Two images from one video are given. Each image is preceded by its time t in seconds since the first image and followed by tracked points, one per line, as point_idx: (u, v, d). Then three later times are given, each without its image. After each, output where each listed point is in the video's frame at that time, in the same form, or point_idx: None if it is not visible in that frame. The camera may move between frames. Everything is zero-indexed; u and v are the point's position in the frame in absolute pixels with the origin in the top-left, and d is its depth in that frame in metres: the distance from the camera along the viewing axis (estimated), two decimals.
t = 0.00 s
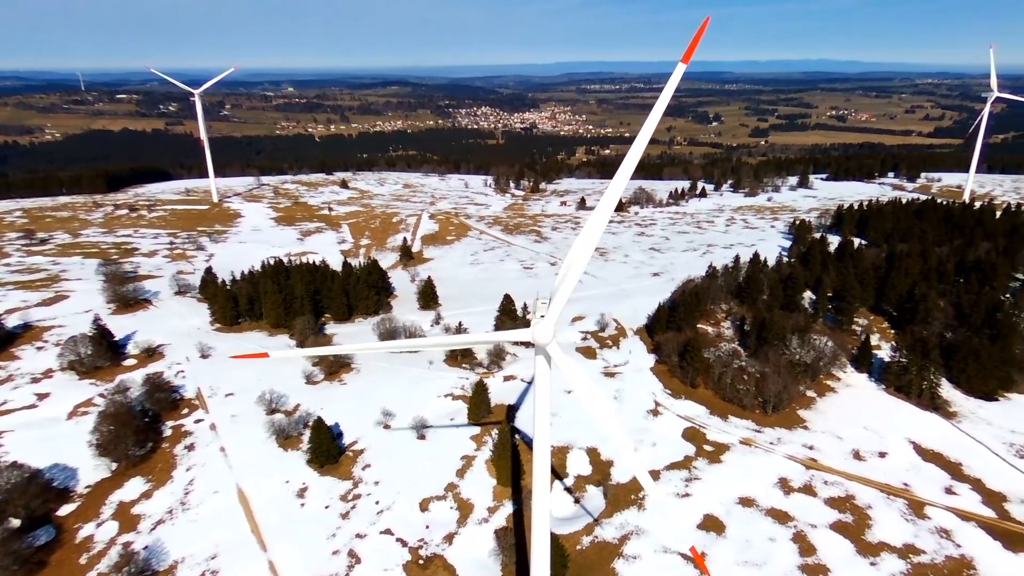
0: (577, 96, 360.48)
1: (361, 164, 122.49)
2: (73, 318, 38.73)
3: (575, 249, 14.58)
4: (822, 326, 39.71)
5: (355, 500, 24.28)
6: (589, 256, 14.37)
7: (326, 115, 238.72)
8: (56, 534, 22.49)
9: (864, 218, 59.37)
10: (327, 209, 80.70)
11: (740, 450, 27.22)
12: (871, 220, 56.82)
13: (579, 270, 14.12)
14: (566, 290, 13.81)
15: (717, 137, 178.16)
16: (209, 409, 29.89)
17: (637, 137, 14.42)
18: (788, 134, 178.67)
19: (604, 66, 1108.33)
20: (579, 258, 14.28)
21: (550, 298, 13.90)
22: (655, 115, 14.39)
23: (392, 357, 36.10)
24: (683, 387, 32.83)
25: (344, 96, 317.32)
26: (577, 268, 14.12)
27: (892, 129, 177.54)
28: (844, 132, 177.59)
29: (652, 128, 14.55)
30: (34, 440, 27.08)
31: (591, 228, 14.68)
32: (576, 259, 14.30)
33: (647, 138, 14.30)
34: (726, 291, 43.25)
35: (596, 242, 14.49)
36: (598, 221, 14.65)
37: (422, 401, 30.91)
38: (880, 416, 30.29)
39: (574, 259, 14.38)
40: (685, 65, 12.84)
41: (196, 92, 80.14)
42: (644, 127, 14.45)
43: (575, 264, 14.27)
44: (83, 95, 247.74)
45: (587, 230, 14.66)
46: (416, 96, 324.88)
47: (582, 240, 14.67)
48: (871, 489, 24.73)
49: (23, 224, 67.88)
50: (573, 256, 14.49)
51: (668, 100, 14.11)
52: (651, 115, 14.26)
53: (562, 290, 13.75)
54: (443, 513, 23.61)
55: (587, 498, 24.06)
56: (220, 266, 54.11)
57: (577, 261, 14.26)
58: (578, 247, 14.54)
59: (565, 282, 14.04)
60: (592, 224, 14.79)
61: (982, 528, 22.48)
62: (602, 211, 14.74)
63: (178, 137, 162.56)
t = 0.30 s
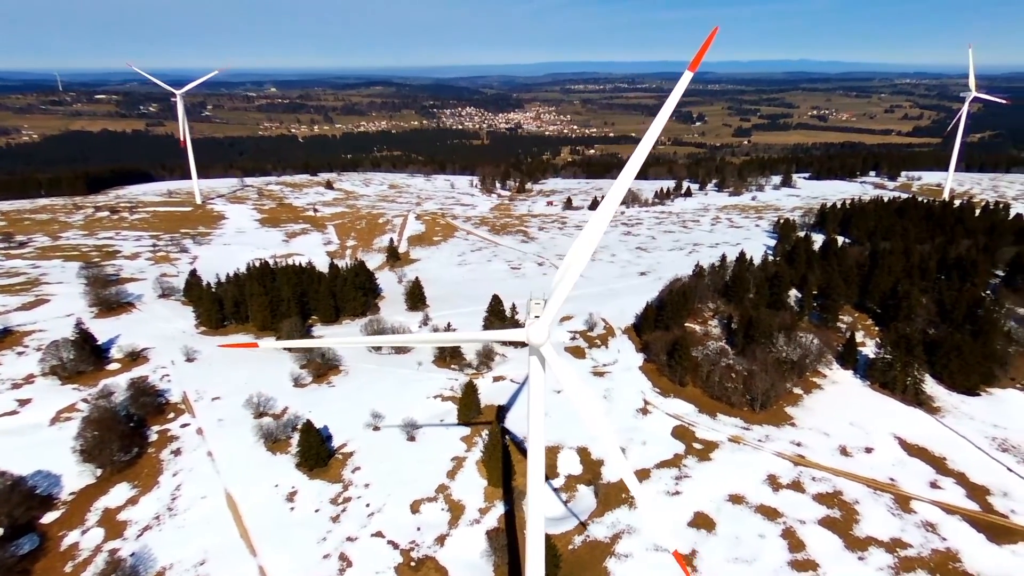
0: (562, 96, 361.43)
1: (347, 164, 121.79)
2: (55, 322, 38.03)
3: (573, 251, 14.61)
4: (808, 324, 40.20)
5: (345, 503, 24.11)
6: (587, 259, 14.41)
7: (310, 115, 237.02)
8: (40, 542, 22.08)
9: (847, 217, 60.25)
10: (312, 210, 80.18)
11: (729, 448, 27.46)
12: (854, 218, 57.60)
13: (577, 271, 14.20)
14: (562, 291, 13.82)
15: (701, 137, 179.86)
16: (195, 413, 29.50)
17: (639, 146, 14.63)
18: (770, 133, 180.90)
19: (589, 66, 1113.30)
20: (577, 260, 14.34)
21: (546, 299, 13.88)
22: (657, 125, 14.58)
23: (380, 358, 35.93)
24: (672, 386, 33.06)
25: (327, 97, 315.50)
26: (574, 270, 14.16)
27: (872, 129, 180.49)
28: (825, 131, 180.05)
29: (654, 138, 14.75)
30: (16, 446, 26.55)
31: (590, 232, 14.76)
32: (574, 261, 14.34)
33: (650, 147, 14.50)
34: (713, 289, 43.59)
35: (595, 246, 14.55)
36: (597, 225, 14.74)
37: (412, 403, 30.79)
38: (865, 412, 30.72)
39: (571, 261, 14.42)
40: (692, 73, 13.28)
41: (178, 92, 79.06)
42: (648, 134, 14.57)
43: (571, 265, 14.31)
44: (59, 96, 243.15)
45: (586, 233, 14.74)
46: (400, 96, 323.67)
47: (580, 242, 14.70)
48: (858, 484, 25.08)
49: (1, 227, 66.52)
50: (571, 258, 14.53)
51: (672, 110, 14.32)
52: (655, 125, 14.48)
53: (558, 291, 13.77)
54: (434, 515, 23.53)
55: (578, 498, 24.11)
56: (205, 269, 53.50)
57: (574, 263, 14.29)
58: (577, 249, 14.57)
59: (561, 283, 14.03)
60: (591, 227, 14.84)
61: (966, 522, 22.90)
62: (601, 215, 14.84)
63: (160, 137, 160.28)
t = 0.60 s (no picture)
0: (547, 96, 362.05)
1: (332, 165, 120.96)
2: (36, 326, 37.38)
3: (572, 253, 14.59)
4: (794, 321, 40.63)
5: (336, 506, 23.95)
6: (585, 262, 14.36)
7: (293, 115, 235.16)
8: (25, 550, 21.70)
9: (831, 215, 60.98)
10: (298, 211, 79.59)
11: (719, 446, 27.68)
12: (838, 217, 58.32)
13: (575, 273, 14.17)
14: (559, 292, 13.80)
15: (685, 136, 181.17)
16: (182, 417, 29.14)
17: (644, 151, 14.53)
18: (753, 133, 182.73)
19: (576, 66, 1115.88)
20: (575, 263, 14.28)
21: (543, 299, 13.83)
22: (664, 129, 14.39)
23: (369, 360, 35.74)
24: (662, 384, 33.25)
25: (311, 97, 313.39)
26: (572, 272, 14.11)
27: (853, 128, 182.91)
28: (807, 131, 182.20)
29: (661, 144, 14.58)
30: None
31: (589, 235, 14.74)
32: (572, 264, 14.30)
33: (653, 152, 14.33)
34: (700, 288, 43.87)
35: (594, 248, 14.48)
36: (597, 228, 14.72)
37: (402, 404, 30.65)
38: (852, 408, 31.11)
39: (570, 264, 14.38)
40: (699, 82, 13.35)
41: (160, 92, 78.01)
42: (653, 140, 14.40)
43: (569, 269, 14.28)
44: (36, 95, 238.74)
45: (586, 235, 14.69)
46: (386, 96, 322.29)
47: (580, 244, 14.61)
48: (846, 479, 25.41)
49: None
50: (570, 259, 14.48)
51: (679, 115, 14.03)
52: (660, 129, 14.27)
53: (555, 293, 13.74)
54: (426, 516, 23.45)
55: (570, 497, 24.15)
56: (190, 271, 52.89)
57: (572, 266, 14.26)
58: (575, 252, 14.51)
59: (558, 285, 14.01)
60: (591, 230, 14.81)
61: (952, 515, 23.28)
62: (602, 218, 14.78)
63: (140, 138, 157.96)
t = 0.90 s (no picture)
0: (534, 96, 362.30)
1: (318, 165, 120.08)
2: (19, 331, 36.74)
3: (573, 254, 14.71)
4: (782, 319, 41.02)
5: (328, 509, 23.78)
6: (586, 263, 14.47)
7: (277, 116, 233.27)
8: (10, 558, 21.31)
9: (816, 214, 61.64)
10: (284, 212, 78.98)
11: (710, 443, 27.88)
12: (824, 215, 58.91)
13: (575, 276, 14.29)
14: (557, 294, 13.76)
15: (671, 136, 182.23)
16: (170, 421, 28.78)
17: (649, 157, 15.08)
18: (738, 132, 184.20)
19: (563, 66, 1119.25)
20: (576, 264, 14.45)
21: (540, 300, 13.74)
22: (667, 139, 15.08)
23: (359, 361, 35.56)
24: (652, 383, 33.41)
25: (296, 97, 311.04)
26: (571, 274, 14.26)
27: (836, 127, 184.85)
28: (790, 130, 183.98)
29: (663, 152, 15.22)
30: None
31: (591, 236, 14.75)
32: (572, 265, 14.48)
33: (659, 158, 14.99)
34: (689, 287, 44.13)
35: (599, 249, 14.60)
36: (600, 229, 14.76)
37: (393, 405, 30.53)
38: (840, 405, 31.48)
39: (570, 265, 14.57)
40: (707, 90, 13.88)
41: (143, 92, 76.97)
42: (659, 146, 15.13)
43: (568, 271, 14.39)
44: (15, 96, 234.55)
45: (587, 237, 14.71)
46: (372, 96, 320.58)
47: (582, 244, 14.62)
48: (835, 475, 25.70)
49: None
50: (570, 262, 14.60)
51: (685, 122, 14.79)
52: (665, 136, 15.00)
53: (554, 294, 13.68)
54: (418, 518, 23.38)
55: (562, 497, 24.19)
56: (176, 273, 52.30)
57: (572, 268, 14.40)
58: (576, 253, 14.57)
59: (556, 287, 14.00)
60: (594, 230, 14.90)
61: (939, 509, 23.63)
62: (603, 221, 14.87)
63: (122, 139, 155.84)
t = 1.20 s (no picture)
0: (520, 96, 362.24)
1: (304, 166, 119.17)
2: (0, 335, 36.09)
3: (574, 255, 14.79)
4: (770, 316, 41.44)
5: (319, 512, 23.63)
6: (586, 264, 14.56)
7: (261, 116, 231.01)
8: None
9: (801, 212, 62.31)
10: (270, 213, 78.27)
11: (700, 441, 28.08)
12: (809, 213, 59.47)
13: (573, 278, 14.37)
14: (556, 295, 13.69)
15: (657, 135, 183.19)
16: (158, 426, 28.42)
17: (655, 162, 15.46)
18: (722, 131, 185.61)
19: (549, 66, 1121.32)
20: (574, 266, 14.54)
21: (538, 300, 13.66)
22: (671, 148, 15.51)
23: (349, 362, 35.35)
24: (642, 381, 33.57)
25: (280, 98, 308.39)
26: (570, 275, 14.29)
27: (819, 126, 186.99)
28: (773, 129, 185.81)
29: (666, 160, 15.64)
30: None
31: (592, 239, 14.88)
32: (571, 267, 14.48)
33: (663, 166, 15.48)
34: (678, 285, 44.41)
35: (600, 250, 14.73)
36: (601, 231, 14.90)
37: (384, 407, 30.36)
38: (828, 400, 31.87)
39: (569, 266, 14.63)
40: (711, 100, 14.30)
41: (125, 92, 75.78)
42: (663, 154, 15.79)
43: (568, 272, 14.45)
44: None
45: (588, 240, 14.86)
46: (357, 96, 318.52)
47: (583, 247, 14.78)
48: (824, 471, 25.99)
49: None
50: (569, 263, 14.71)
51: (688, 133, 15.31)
52: (669, 144, 15.57)
53: (552, 294, 13.60)
54: (411, 520, 23.29)
55: (555, 497, 24.22)
56: (161, 276, 51.65)
57: (571, 270, 14.49)
58: (577, 255, 14.70)
59: (554, 288, 13.96)
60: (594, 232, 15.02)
61: (926, 503, 24.01)
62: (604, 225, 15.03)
63: (102, 140, 153.41)
